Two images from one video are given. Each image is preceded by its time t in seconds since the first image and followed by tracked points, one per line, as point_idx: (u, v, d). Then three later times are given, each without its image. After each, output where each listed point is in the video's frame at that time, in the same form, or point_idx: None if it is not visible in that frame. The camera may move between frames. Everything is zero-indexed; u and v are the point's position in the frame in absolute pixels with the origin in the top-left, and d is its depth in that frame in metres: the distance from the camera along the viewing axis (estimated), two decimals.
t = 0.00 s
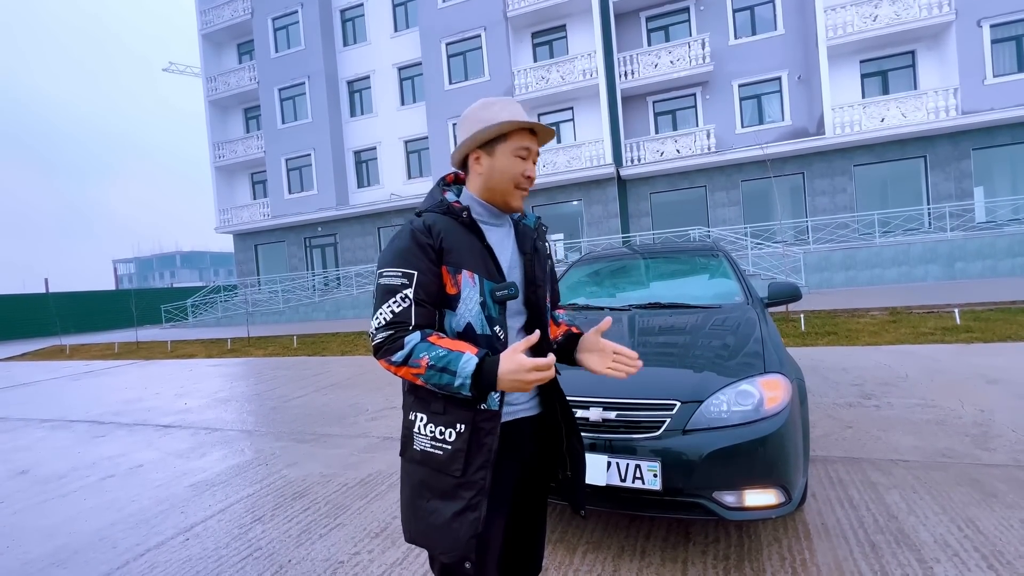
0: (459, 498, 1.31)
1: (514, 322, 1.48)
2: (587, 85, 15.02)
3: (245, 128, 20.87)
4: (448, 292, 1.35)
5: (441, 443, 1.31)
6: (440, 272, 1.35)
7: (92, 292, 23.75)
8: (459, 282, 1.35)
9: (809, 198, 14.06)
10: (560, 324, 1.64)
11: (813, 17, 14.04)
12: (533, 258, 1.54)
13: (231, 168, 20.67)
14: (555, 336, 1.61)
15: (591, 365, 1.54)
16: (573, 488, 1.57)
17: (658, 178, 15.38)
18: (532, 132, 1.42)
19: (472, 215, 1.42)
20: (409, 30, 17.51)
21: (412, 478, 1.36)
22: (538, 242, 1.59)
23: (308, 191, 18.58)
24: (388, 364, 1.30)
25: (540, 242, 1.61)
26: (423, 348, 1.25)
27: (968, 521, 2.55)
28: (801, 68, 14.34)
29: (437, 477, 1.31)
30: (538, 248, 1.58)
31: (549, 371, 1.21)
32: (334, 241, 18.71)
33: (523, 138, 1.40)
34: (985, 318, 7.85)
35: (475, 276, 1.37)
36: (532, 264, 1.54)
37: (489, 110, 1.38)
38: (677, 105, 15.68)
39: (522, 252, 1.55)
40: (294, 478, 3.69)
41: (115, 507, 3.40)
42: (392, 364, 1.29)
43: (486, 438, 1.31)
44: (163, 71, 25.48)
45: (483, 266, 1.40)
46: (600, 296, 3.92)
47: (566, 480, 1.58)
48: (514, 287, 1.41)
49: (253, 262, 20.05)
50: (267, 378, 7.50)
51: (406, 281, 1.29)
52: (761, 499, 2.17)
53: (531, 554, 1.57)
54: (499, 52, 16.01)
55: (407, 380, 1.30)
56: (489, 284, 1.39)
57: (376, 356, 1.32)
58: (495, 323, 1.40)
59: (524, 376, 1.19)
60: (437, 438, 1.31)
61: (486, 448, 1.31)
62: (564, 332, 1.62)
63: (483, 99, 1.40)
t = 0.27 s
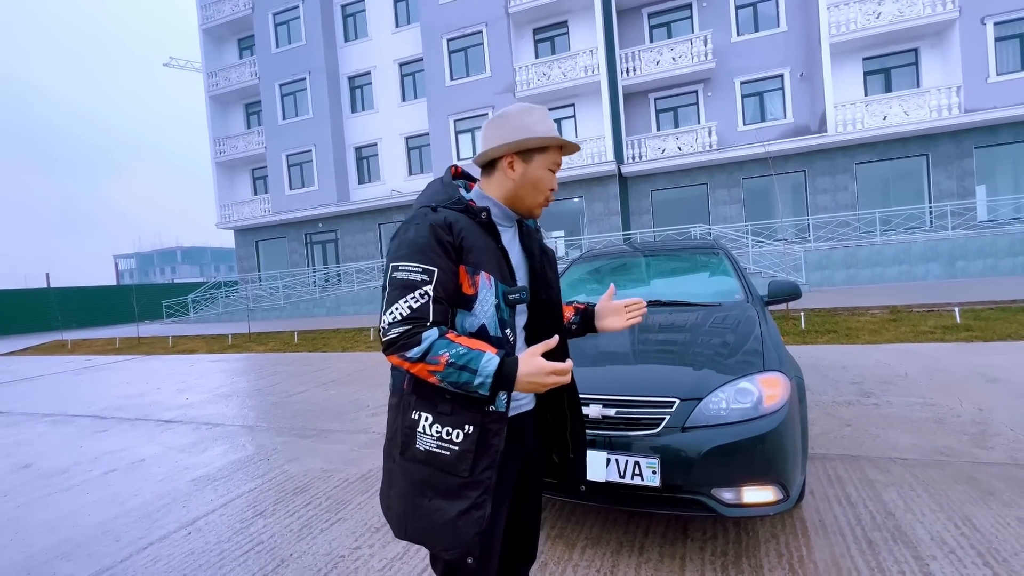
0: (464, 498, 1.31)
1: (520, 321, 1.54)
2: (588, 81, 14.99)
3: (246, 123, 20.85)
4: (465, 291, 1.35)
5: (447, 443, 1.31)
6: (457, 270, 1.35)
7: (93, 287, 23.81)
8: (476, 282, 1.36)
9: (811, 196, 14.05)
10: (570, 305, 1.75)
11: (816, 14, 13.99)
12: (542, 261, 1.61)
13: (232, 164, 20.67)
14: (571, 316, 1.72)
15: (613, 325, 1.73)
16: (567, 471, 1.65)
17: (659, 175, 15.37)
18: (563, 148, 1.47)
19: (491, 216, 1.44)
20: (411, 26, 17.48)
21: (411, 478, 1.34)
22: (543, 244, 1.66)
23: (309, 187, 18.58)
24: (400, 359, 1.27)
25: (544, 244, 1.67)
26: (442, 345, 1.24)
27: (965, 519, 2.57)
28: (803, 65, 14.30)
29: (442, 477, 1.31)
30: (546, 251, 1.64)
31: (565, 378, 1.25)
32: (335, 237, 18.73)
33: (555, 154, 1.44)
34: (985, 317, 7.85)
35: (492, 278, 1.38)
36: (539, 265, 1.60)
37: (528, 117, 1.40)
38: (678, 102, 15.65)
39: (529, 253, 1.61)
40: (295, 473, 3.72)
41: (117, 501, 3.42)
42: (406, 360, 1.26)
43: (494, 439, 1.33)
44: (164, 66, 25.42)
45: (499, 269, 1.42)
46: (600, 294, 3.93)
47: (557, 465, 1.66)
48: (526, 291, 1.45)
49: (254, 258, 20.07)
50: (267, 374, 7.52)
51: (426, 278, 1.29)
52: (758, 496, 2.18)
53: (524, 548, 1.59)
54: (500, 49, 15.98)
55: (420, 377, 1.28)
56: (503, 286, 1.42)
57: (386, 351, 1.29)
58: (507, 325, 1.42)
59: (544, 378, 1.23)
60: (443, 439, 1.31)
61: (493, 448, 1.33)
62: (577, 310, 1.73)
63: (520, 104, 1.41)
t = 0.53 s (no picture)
0: (483, 496, 1.32)
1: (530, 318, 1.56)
2: (591, 81, 14.99)
3: (248, 121, 20.89)
4: (469, 289, 1.37)
5: (463, 442, 1.32)
6: (461, 269, 1.36)
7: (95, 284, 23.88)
8: (480, 279, 1.37)
9: (813, 197, 14.04)
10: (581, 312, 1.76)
11: (820, 14, 13.97)
12: (553, 252, 1.63)
13: (234, 162, 20.71)
14: (584, 322, 1.73)
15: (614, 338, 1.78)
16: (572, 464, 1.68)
17: (661, 175, 15.36)
18: (495, 113, 1.45)
19: (489, 213, 1.46)
20: (414, 25, 17.49)
21: (430, 479, 1.35)
22: (552, 237, 1.68)
23: (311, 185, 18.61)
24: (411, 359, 1.27)
25: (552, 237, 1.69)
26: (450, 341, 1.24)
27: (964, 519, 2.58)
28: (806, 65, 14.29)
29: (461, 476, 1.32)
30: (555, 244, 1.67)
31: (577, 363, 1.25)
32: (337, 235, 18.76)
33: (487, 122, 1.44)
34: (987, 319, 7.84)
35: (495, 274, 1.40)
36: (550, 258, 1.62)
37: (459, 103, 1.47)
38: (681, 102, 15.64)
39: (539, 247, 1.63)
40: (298, 471, 3.74)
41: (122, 496, 3.45)
42: (417, 360, 1.26)
43: (509, 435, 1.35)
44: (167, 64, 25.48)
45: (502, 265, 1.44)
46: (603, 294, 3.94)
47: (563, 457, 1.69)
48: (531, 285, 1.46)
49: (256, 256, 20.12)
50: (269, 372, 7.55)
51: (429, 277, 1.29)
52: (757, 495, 2.19)
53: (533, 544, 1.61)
54: (503, 48, 15.99)
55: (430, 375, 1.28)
56: (508, 282, 1.43)
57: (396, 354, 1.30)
58: (513, 321, 1.44)
59: (554, 366, 1.22)
60: (460, 438, 1.32)
61: (508, 445, 1.35)
62: (588, 317, 1.75)
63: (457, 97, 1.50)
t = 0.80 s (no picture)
0: (449, 500, 1.35)
1: (520, 318, 1.51)
2: (593, 82, 15.00)
3: (251, 121, 20.93)
4: (439, 296, 1.38)
5: (434, 445, 1.36)
6: (432, 277, 1.38)
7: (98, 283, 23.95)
8: (447, 286, 1.37)
9: (815, 199, 14.03)
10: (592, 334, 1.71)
11: (823, 16, 13.97)
12: (547, 249, 1.59)
13: (237, 162, 20.75)
14: (591, 343, 1.69)
15: (619, 369, 1.73)
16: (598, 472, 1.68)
17: (663, 176, 15.36)
18: (485, 113, 1.45)
19: (462, 217, 1.45)
20: (416, 25, 17.52)
21: (412, 477, 1.42)
22: (550, 232, 1.64)
23: (313, 185, 18.64)
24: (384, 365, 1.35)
25: (551, 232, 1.65)
26: (411, 351, 1.28)
27: (963, 522, 2.59)
28: (809, 67, 14.28)
29: (431, 478, 1.36)
30: (550, 237, 1.62)
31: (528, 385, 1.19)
32: (339, 235, 18.80)
33: (479, 122, 1.44)
34: (988, 322, 7.84)
35: (463, 280, 1.38)
36: (546, 255, 1.59)
37: (447, 103, 1.46)
38: (683, 103, 15.64)
39: (535, 244, 1.60)
40: (300, 470, 3.75)
41: (125, 495, 3.47)
42: (387, 366, 1.32)
43: (476, 443, 1.35)
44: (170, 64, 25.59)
45: (473, 269, 1.41)
46: (604, 296, 3.95)
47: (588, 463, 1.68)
48: (506, 289, 1.41)
49: (258, 256, 20.15)
50: (271, 371, 7.57)
51: (397, 287, 1.35)
52: (757, 497, 2.21)
53: (534, 548, 1.61)
54: (505, 49, 16.00)
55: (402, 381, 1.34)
56: (480, 286, 1.40)
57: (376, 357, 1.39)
58: (487, 327, 1.41)
59: (500, 388, 1.18)
60: (431, 441, 1.36)
61: (476, 453, 1.35)
62: (598, 339, 1.70)
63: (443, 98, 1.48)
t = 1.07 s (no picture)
0: (420, 497, 1.39)
1: (509, 320, 1.47)
2: (594, 81, 15.00)
3: (252, 120, 20.94)
4: (417, 297, 1.39)
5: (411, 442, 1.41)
6: (412, 278, 1.39)
7: (99, 281, 23.98)
8: (424, 288, 1.38)
9: (815, 199, 14.04)
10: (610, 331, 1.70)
11: (824, 16, 13.97)
12: (535, 249, 1.54)
13: (238, 160, 20.76)
14: (608, 343, 1.68)
15: (646, 368, 1.66)
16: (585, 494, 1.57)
17: (664, 176, 15.36)
18: (475, 112, 1.46)
19: (444, 216, 1.44)
20: (417, 24, 17.52)
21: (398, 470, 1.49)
22: (542, 230, 1.58)
23: (314, 184, 18.65)
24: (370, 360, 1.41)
25: (544, 230, 1.59)
26: (386, 351, 1.32)
27: (960, 521, 2.60)
28: (810, 67, 14.27)
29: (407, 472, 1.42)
30: (540, 236, 1.56)
31: (478, 395, 1.18)
32: (340, 234, 18.81)
33: (466, 121, 1.46)
34: (988, 323, 7.85)
35: (439, 281, 1.37)
36: (534, 254, 1.53)
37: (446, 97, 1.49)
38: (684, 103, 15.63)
39: (525, 243, 1.56)
40: (300, 467, 3.77)
41: (127, 491, 3.48)
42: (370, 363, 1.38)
43: (444, 445, 1.36)
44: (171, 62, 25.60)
45: (451, 270, 1.39)
46: (605, 295, 3.95)
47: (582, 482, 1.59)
48: (481, 290, 1.37)
49: (259, 254, 20.18)
50: (272, 370, 7.58)
51: (379, 287, 1.39)
52: (756, 495, 2.22)
53: (526, 557, 1.59)
54: (506, 48, 16.01)
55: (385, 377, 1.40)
56: (456, 287, 1.38)
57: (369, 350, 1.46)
58: (461, 329, 1.38)
59: (450, 397, 1.19)
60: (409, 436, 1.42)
61: (444, 454, 1.37)
62: (617, 337, 1.69)
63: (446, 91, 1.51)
